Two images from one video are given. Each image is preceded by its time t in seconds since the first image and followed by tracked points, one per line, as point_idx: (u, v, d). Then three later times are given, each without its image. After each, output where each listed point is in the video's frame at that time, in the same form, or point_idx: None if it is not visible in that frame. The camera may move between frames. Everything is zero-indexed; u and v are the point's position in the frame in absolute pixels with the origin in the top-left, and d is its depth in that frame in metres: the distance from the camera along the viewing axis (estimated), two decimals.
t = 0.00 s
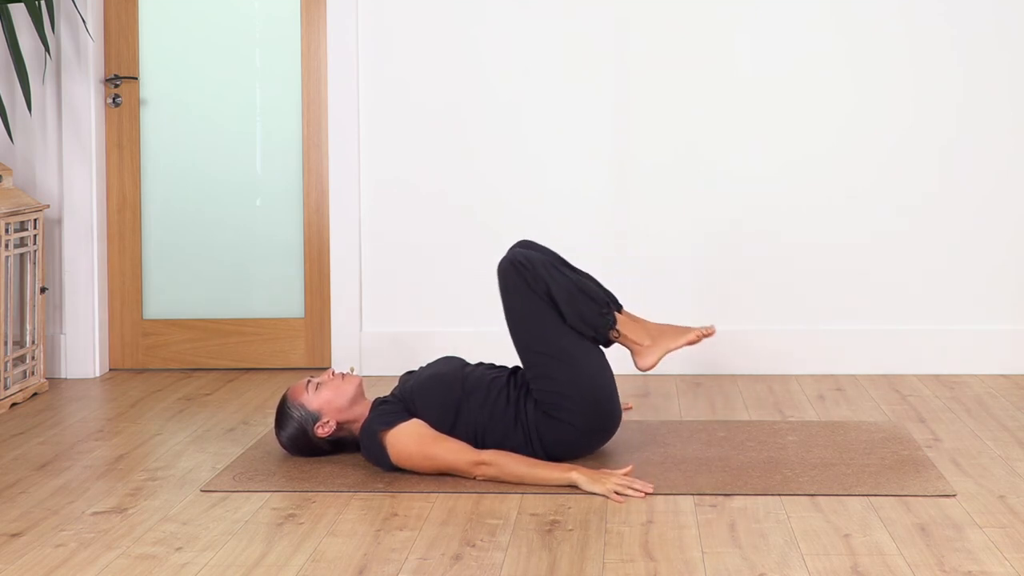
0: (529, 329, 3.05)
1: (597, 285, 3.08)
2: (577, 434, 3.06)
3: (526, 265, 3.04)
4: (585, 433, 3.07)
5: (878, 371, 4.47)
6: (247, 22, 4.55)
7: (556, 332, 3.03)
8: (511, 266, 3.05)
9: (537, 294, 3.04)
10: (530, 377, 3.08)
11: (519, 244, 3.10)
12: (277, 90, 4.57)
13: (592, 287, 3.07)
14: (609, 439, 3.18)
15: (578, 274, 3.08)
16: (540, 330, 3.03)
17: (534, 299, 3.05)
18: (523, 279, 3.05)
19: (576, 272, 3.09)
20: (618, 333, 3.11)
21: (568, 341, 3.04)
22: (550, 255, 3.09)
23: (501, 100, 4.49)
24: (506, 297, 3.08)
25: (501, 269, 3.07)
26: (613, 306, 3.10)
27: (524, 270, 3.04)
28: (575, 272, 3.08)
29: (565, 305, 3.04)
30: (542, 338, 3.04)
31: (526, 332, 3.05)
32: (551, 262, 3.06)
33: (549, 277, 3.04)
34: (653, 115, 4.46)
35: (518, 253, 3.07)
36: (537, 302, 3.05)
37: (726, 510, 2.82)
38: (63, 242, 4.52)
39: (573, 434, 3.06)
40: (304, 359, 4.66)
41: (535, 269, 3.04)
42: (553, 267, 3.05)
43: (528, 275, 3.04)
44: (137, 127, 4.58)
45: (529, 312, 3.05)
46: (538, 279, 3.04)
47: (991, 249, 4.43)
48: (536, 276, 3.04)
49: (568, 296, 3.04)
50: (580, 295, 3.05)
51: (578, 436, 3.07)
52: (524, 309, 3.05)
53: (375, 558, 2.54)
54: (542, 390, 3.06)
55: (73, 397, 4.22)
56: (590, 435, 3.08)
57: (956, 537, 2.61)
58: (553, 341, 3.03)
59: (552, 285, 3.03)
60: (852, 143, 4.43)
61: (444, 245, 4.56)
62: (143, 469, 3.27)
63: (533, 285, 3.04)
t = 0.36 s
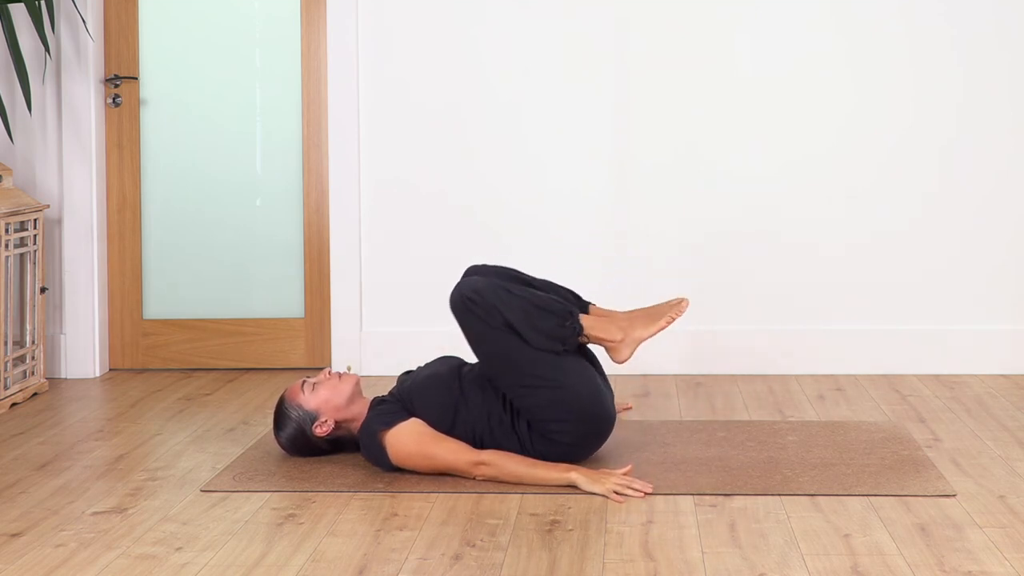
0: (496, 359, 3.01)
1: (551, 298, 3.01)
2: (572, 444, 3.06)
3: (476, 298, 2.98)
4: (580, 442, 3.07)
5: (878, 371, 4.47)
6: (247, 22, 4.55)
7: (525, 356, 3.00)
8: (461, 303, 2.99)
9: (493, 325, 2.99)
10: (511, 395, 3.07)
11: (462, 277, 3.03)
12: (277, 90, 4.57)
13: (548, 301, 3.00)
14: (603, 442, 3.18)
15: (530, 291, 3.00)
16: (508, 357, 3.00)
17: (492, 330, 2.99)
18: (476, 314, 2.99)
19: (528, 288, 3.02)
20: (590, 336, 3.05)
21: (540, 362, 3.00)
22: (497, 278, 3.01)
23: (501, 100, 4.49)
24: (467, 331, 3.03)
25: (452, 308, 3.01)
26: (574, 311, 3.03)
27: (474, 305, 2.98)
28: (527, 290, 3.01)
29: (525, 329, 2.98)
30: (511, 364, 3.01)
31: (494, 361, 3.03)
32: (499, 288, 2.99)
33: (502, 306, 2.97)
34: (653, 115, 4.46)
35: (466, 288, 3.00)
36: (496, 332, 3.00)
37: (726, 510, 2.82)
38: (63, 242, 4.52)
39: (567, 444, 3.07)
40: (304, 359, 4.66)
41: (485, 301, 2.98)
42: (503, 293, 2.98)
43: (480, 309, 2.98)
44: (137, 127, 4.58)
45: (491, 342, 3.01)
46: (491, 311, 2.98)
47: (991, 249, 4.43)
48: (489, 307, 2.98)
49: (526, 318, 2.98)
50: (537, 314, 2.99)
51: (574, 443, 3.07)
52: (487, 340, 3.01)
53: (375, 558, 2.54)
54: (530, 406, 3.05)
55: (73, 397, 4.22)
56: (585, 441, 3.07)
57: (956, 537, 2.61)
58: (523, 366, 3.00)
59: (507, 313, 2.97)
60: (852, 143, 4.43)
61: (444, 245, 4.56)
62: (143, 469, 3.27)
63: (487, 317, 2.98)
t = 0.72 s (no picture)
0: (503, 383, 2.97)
1: (562, 325, 2.92)
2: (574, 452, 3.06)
3: (484, 324, 2.92)
4: (581, 450, 3.05)
5: (878, 371, 4.47)
6: (247, 22, 4.55)
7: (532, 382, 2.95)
8: (469, 327, 2.93)
9: (500, 352, 2.93)
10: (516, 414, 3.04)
11: (471, 298, 2.95)
12: (277, 90, 4.57)
13: (558, 328, 2.92)
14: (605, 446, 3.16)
15: (540, 317, 2.92)
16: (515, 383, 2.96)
17: (499, 356, 2.93)
18: (483, 339, 2.93)
19: (538, 313, 2.93)
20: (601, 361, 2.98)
21: (548, 387, 2.96)
22: (507, 302, 2.92)
23: (501, 100, 4.49)
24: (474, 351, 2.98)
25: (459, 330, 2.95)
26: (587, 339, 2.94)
27: (483, 330, 2.92)
28: (536, 316, 2.92)
29: (532, 357, 2.92)
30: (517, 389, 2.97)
31: (500, 384, 2.99)
32: (509, 316, 2.91)
33: (509, 334, 2.91)
34: (654, 115, 4.46)
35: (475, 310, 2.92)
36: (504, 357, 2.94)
37: (726, 510, 2.82)
38: (63, 242, 4.52)
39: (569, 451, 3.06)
40: (304, 359, 4.66)
41: (492, 327, 2.91)
42: (513, 320, 2.91)
43: (488, 335, 2.92)
44: (137, 127, 4.58)
45: (497, 367, 2.95)
46: (500, 338, 2.91)
47: (991, 249, 4.43)
48: (497, 334, 2.91)
49: (534, 346, 2.91)
50: (546, 342, 2.91)
51: (576, 451, 3.06)
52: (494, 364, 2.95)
53: (375, 558, 2.54)
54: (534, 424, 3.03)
55: (73, 397, 4.22)
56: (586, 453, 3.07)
57: (956, 537, 2.61)
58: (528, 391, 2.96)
59: (516, 341, 2.91)
60: (852, 143, 4.43)
61: (444, 245, 4.56)
62: (143, 469, 3.27)
63: (494, 344, 2.92)
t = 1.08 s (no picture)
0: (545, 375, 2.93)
1: (624, 334, 2.90)
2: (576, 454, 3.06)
3: (552, 313, 2.86)
4: (586, 452, 3.06)
5: (878, 371, 4.47)
6: (247, 22, 4.55)
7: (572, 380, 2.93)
8: (539, 311, 2.86)
9: (558, 344, 2.88)
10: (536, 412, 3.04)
11: (546, 283, 2.88)
12: (277, 90, 4.57)
13: (619, 336, 2.90)
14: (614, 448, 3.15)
15: (607, 322, 2.89)
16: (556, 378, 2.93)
17: (555, 347, 2.89)
18: (546, 327, 2.87)
19: (605, 317, 2.90)
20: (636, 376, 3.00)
21: (583, 388, 2.95)
22: (581, 298, 2.88)
23: (501, 99, 4.49)
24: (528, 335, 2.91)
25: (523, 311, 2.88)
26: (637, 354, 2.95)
27: (550, 319, 2.86)
28: (605, 320, 2.88)
29: (586, 357, 2.89)
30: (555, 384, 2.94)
31: (542, 376, 2.94)
32: (579, 313, 2.86)
33: (574, 329, 2.86)
34: (653, 115, 4.46)
35: (550, 296, 2.86)
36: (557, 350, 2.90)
37: (725, 510, 2.82)
38: (63, 242, 4.52)
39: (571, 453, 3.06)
40: (304, 359, 4.66)
41: (559, 318, 2.86)
42: (582, 318, 2.86)
43: (554, 325, 2.86)
44: (137, 127, 4.58)
45: (546, 357, 2.91)
46: (563, 331, 2.87)
47: (991, 248, 4.43)
48: (561, 327, 2.86)
49: (592, 349, 2.89)
50: (605, 347, 2.89)
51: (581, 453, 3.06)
52: (545, 355, 2.90)
53: (375, 558, 2.54)
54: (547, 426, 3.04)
55: (73, 397, 4.22)
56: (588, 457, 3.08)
57: (956, 537, 2.61)
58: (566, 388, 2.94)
59: (577, 339, 2.87)
60: (852, 143, 4.43)
61: (444, 245, 4.56)
62: (143, 469, 3.27)
63: (554, 335, 2.87)
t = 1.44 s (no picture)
0: (576, 349, 2.97)
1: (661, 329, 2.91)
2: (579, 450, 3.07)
3: (599, 286, 2.92)
4: (590, 445, 3.06)
5: (878, 371, 4.47)
6: (247, 22, 4.55)
7: (599, 360, 2.96)
8: (585, 280, 2.92)
9: (597, 317, 2.93)
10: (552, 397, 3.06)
11: (600, 259, 2.94)
12: (277, 90, 4.57)
13: (656, 330, 2.91)
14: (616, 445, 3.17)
15: (647, 312, 2.91)
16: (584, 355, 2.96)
17: (593, 321, 2.94)
18: (591, 297, 2.93)
19: (648, 309, 2.92)
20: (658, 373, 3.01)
21: (606, 371, 2.97)
22: (628, 281, 2.92)
23: (502, 99, 4.49)
24: (569, 306, 2.97)
25: (572, 279, 2.94)
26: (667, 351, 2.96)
27: (595, 290, 2.92)
28: (646, 309, 2.91)
29: (619, 341, 2.91)
30: (582, 361, 2.97)
31: (573, 350, 2.98)
32: (623, 293, 2.90)
33: (614, 308, 2.90)
34: (653, 115, 4.46)
35: (598, 271, 2.92)
36: (595, 325, 2.95)
37: (725, 510, 2.82)
38: (63, 242, 4.52)
39: (574, 448, 3.07)
40: (304, 359, 4.66)
41: (604, 292, 2.91)
42: (624, 299, 2.90)
43: (596, 299, 2.92)
44: (137, 127, 4.58)
45: (581, 331, 2.96)
46: (603, 307, 2.91)
47: (991, 249, 4.43)
48: (602, 301, 2.92)
49: (627, 334, 2.91)
50: (639, 335, 2.91)
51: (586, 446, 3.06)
52: (580, 328, 2.95)
53: (375, 558, 2.54)
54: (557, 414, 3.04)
55: (73, 397, 4.22)
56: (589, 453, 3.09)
57: (956, 537, 2.61)
58: (591, 365, 2.96)
59: (614, 317, 2.90)
60: (852, 143, 4.43)
61: (444, 245, 4.56)
62: (143, 469, 3.27)
63: (596, 309, 2.92)
